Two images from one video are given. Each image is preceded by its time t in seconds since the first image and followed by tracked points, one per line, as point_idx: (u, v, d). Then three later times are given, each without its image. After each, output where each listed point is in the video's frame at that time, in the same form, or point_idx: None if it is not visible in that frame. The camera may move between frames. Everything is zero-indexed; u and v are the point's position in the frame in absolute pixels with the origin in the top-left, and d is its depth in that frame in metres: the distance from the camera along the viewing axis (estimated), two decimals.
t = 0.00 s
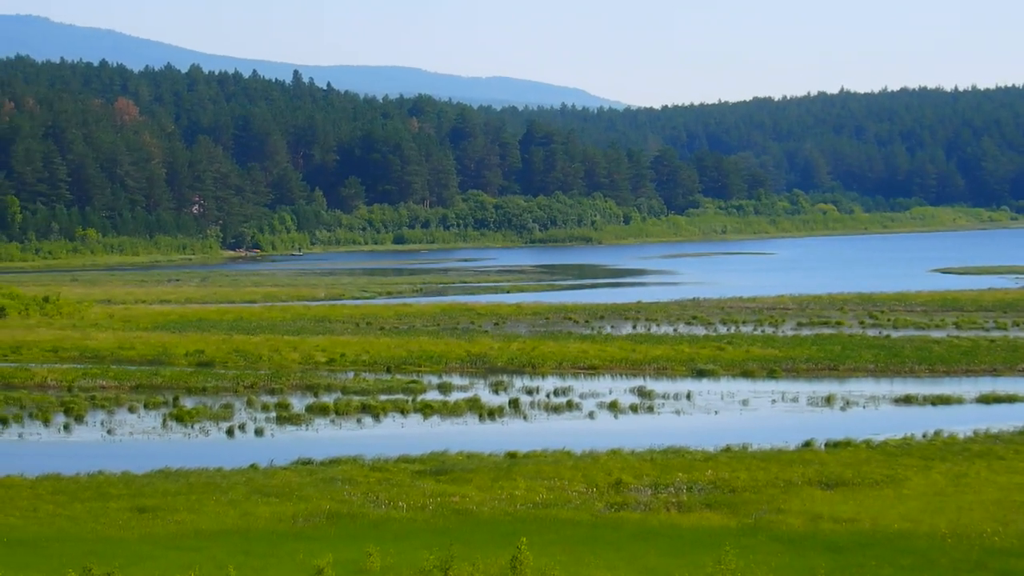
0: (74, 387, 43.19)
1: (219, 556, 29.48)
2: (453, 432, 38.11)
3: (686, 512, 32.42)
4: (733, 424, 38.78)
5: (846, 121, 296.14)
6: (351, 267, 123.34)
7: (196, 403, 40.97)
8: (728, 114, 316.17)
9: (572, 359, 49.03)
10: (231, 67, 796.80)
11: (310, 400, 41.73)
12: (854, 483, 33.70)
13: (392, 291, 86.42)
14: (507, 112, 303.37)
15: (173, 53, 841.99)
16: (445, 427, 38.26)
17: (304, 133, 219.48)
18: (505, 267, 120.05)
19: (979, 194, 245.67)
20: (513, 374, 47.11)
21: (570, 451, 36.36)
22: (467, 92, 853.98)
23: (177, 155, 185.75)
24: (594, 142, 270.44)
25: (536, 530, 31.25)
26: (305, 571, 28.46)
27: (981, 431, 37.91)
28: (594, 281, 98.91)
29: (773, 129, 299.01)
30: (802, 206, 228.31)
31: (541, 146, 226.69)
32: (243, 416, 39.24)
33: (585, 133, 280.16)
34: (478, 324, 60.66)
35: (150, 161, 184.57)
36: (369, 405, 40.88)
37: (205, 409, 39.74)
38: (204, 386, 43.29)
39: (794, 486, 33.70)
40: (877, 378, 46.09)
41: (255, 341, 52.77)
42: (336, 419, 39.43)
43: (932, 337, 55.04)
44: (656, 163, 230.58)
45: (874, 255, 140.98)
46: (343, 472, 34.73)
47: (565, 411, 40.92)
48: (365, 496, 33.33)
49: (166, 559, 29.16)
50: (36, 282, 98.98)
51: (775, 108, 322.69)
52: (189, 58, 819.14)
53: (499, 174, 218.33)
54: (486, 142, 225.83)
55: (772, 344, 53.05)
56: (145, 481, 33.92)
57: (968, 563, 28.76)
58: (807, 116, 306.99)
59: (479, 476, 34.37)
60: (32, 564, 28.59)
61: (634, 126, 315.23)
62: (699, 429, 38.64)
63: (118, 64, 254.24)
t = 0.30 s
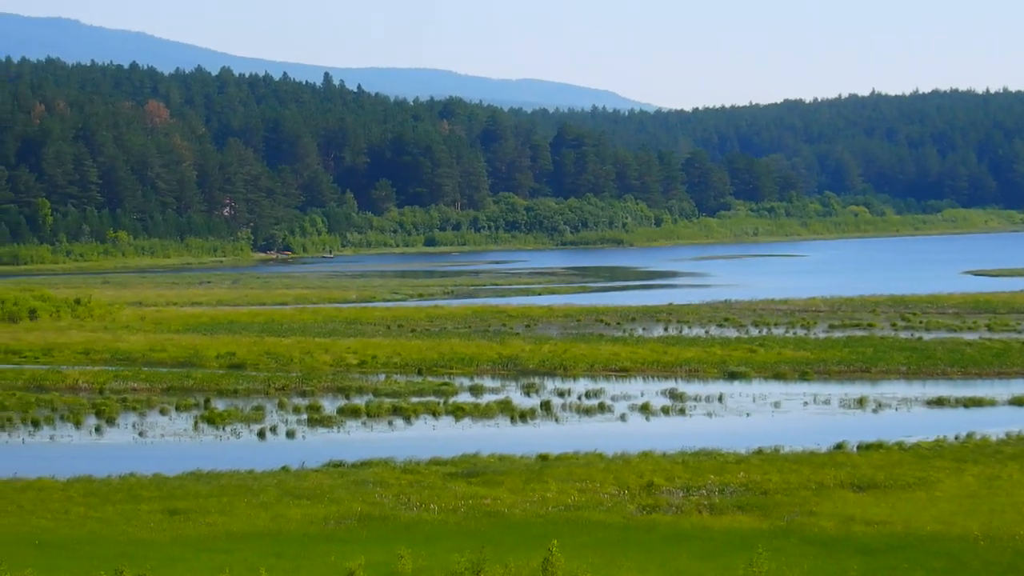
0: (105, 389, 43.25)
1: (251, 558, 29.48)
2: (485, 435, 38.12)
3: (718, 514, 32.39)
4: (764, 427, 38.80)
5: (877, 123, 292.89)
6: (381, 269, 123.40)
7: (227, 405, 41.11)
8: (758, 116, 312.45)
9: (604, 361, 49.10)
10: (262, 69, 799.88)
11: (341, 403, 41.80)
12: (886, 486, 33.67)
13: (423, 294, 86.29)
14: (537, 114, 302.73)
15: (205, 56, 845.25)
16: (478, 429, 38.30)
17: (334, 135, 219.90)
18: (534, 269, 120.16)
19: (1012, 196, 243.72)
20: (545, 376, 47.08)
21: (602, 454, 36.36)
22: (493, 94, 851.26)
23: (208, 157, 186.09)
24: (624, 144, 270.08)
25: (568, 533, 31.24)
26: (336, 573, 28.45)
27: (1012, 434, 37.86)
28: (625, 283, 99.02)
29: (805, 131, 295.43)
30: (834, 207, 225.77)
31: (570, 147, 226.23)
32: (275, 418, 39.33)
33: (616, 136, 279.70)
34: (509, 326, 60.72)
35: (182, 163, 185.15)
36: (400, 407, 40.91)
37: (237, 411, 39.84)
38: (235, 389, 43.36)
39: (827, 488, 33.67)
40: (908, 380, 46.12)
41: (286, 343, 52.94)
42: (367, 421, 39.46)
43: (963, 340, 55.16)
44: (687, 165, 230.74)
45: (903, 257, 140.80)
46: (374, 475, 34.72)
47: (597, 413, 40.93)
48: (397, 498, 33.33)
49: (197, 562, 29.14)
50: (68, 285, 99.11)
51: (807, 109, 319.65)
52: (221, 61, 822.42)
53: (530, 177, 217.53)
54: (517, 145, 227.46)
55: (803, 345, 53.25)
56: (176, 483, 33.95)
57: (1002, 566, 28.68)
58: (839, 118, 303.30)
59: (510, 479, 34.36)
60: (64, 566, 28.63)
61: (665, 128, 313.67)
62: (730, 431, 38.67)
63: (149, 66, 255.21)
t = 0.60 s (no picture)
0: (136, 391, 43.99)
1: (281, 559, 29.34)
2: (516, 436, 38.37)
3: (749, 515, 32.33)
4: (793, 428, 38.92)
5: (910, 123, 289.94)
6: (410, 270, 123.56)
7: (258, 407, 41.60)
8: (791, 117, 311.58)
9: (635, 362, 49.46)
10: (295, 70, 802.46)
11: (372, 404, 42.17)
12: (917, 487, 33.64)
13: (455, 294, 86.44)
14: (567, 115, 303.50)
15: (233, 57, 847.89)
16: (508, 430, 38.54)
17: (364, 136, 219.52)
18: (565, 270, 120.31)
19: None
20: (575, 377, 47.46)
21: (632, 455, 36.48)
22: (522, 94, 848.75)
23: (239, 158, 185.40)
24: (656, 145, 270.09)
25: (598, 533, 31.12)
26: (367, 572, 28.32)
27: None
28: (655, 284, 99.10)
29: (836, 131, 292.68)
30: (865, 208, 224.76)
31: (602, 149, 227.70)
32: (306, 420, 39.62)
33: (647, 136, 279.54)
34: (539, 327, 61.14)
35: (212, 164, 184.37)
36: (431, 409, 41.18)
37: (267, 413, 40.19)
38: (266, 390, 43.94)
39: (859, 489, 33.65)
40: (939, 381, 46.22)
41: (316, 345, 53.80)
42: (398, 423, 39.75)
43: (996, 341, 55.00)
44: (719, 165, 229.95)
45: (932, 258, 140.56)
46: (405, 475, 34.78)
47: (627, 415, 41.18)
48: (428, 499, 33.33)
49: (226, 561, 29.04)
50: (98, 286, 99.49)
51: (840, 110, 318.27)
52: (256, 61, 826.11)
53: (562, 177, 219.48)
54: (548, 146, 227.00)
55: (835, 348, 53.42)
56: (206, 484, 33.97)
57: None
58: (872, 118, 299.99)
59: (541, 479, 34.40)
60: (96, 567, 28.54)
61: (697, 130, 313.10)
62: (761, 432, 38.81)
63: (180, 67, 256.21)
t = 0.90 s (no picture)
0: (165, 395, 44.25)
1: (311, 563, 29.18)
2: (545, 440, 38.45)
3: (780, 520, 32.21)
4: (822, 433, 38.97)
5: (941, 127, 288.32)
6: (441, 274, 123.57)
7: (288, 411, 41.71)
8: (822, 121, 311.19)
9: (666, 367, 49.61)
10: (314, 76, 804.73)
11: (401, 408, 42.32)
12: (948, 492, 33.52)
13: (484, 299, 86.36)
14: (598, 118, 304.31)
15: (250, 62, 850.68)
16: (539, 435, 38.57)
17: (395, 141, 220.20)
18: (596, 274, 120.30)
19: None
20: (605, 382, 47.68)
21: (661, 459, 36.45)
22: (547, 99, 847.91)
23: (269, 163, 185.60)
24: (687, 149, 270.34)
25: (629, 538, 30.98)
26: None
27: None
28: (685, 288, 98.99)
29: (868, 135, 292.87)
30: (896, 212, 224.54)
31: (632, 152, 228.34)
32: (335, 424, 39.73)
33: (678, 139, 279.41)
34: (570, 332, 61.27)
35: (243, 168, 184.70)
36: (461, 413, 41.28)
37: (297, 416, 40.30)
38: (295, 394, 44.26)
39: (889, 494, 33.57)
40: (969, 386, 46.19)
41: (346, 349, 54.02)
42: (428, 427, 39.86)
43: None
44: (750, 169, 230.01)
45: (962, 262, 139.91)
46: (435, 480, 34.78)
47: (658, 419, 41.28)
48: (457, 503, 33.27)
49: (254, 566, 28.91)
50: (129, 289, 99.85)
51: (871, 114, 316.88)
52: (285, 66, 829.29)
53: (592, 181, 220.34)
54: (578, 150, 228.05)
55: (865, 351, 53.46)
56: (236, 488, 33.94)
57: None
58: (902, 122, 299.70)
59: (571, 484, 34.34)
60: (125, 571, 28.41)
61: (728, 135, 311.63)
62: (792, 437, 38.86)
63: (210, 73, 256.59)
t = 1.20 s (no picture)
0: (196, 398, 44.57)
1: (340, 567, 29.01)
2: (575, 443, 38.55)
3: (811, 523, 32.15)
4: (852, 436, 39.03)
5: (972, 131, 285.99)
6: (471, 278, 123.69)
7: (319, 414, 41.99)
8: (852, 125, 311.95)
9: (697, 370, 49.82)
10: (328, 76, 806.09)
11: (432, 412, 42.46)
12: (980, 496, 33.45)
13: (515, 303, 86.42)
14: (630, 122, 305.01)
15: (265, 63, 851.87)
16: (570, 438, 38.72)
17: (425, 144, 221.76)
18: (627, 278, 120.07)
19: None
20: (636, 385, 47.91)
21: (691, 463, 36.48)
22: (572, 100, 846.15)
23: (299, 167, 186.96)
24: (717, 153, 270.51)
25: (659, 542, 30.81)
26: None
27: None
28: (717, 292, 98.90)
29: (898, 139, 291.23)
30: (927, 215, 224.75)
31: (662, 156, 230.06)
32: (366, 428, 39.86)
33: (708, 143, 280.31)
34: (601, 335, 61.41)
35: (273, 172, 185.68)
36: (491, 416, 41.44)
37: (328, 420, 40.52)
38: (326, 398, 44.57)
39: (921, 497, 33.50)
40: (1002, 389, 46.26)
41: (377, 352, 54.26)
42: (458, 430, 39.98)
43: None
44: (780, 173, 229.73)
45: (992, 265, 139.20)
46: (465, 484, 34.81)
47: (689, 423, 41.43)
48: (488, 507, 33.27)
49: (284, 570, 28.73)
50: (160, 292, 100.33)
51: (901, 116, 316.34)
52: (313, 68, 832.06)
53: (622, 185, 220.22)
54: (609, 154, 229.46)
55: (897, 355, 53.47)
56: (267, 492, 33.99)
57: None
58: (933, 125, 297.49)
59: (602, 488, 34.34)
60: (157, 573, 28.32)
61: (758, 138, 312.58)
62: (823, 440, 38.92)
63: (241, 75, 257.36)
